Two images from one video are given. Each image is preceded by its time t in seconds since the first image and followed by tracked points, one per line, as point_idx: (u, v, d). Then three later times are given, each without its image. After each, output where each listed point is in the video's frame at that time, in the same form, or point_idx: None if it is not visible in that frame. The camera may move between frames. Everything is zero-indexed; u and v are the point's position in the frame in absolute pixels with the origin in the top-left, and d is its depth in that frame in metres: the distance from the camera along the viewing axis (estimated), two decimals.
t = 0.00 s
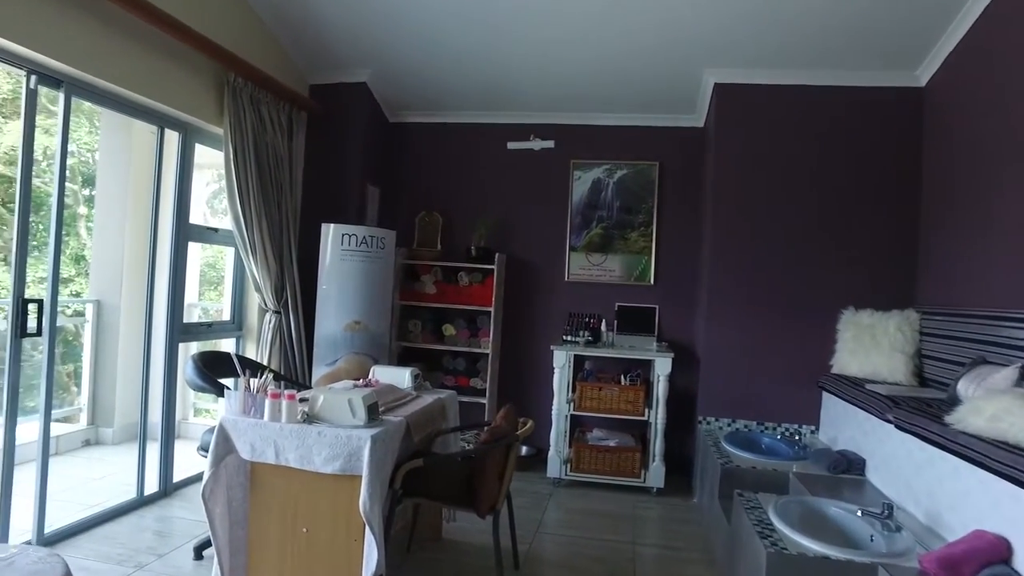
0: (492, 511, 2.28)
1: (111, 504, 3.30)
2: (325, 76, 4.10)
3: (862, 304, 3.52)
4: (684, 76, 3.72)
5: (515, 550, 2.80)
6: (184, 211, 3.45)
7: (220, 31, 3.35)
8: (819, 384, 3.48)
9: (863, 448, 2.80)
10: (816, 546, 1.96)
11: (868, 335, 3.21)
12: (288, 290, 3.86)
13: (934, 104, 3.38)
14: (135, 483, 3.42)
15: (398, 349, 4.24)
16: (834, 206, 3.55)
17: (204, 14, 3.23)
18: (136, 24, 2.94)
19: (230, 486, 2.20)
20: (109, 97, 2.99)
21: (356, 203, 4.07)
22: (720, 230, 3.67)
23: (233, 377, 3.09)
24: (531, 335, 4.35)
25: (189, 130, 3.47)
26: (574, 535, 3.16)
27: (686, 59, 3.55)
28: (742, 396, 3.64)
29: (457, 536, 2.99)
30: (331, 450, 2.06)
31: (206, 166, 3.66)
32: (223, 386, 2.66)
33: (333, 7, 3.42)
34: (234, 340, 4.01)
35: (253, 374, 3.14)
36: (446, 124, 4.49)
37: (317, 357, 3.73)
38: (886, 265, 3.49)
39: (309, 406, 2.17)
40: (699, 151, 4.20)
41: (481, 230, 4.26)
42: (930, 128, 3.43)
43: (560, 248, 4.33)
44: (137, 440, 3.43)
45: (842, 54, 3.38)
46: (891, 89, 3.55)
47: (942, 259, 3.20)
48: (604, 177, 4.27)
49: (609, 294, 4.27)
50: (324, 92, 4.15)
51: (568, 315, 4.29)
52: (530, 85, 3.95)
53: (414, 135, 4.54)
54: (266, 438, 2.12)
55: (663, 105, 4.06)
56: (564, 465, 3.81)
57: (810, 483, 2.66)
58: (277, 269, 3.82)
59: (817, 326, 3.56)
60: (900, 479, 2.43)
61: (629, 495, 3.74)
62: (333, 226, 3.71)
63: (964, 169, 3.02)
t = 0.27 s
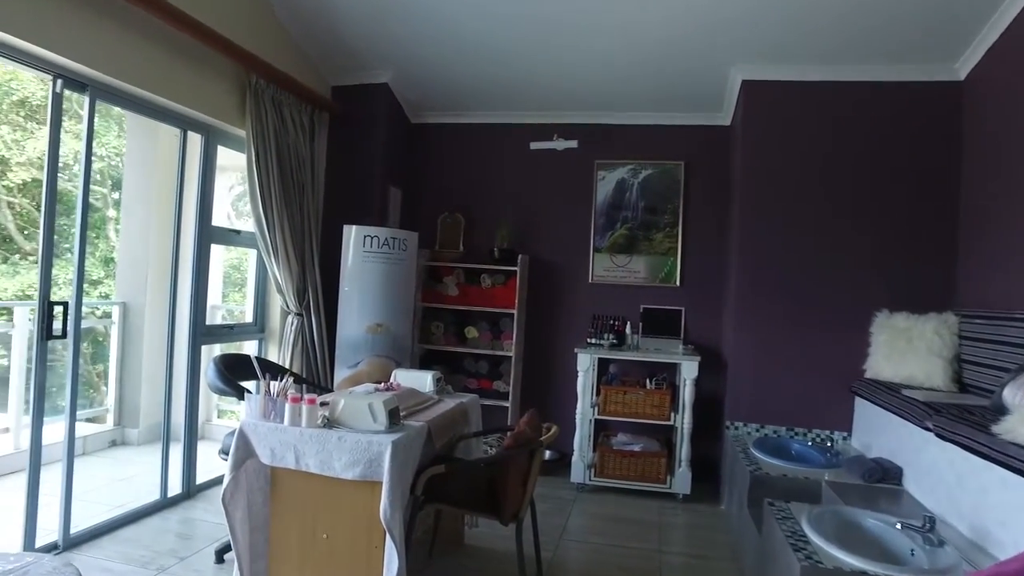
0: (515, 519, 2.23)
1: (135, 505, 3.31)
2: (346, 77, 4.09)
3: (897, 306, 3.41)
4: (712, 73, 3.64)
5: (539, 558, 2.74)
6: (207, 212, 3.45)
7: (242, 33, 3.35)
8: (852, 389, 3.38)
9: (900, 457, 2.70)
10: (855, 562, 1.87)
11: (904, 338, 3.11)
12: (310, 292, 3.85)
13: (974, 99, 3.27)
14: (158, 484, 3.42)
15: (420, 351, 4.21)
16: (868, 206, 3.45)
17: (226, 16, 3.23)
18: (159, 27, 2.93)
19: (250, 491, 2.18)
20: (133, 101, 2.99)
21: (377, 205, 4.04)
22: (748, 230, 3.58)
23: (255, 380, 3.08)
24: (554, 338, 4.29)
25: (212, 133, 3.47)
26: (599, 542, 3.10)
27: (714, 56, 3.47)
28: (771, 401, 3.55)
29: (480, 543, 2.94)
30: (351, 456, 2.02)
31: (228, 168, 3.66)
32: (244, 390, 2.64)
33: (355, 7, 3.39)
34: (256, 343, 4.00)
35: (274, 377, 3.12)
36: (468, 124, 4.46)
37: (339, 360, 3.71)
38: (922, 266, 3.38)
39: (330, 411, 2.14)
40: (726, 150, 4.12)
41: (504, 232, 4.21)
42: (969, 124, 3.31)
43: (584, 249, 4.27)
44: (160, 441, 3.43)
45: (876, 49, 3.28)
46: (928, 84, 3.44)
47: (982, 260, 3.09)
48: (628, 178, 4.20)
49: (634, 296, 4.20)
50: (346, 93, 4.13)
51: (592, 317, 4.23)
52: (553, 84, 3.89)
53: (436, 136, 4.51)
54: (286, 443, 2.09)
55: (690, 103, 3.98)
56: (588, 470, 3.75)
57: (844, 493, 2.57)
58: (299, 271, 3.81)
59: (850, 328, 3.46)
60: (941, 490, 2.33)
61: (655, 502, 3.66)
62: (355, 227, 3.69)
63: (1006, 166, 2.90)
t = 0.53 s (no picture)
0: (541, 527, 2.17)
1: (160, 507, 3.31)
2: (370, 78, 4.06)
3: (937, 308, 3.29)
4: (741, 69, 3.55)
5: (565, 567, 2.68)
6: (230, 214, 3.45)
7: (265, 34, 3.33)
8: (889, 395, 3.26)
9: (942, 466, 2.59)
10: None
11: (944, 343, 2.99)
12: (333, 295, 3.83)
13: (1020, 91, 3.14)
14: (182, 486, 3.42)
15: (444, 354, 4.17)
16: (905, 205, 3.33)
17: (248, 17, 3.21)
18: (182, 29, 2.93)
19: (271, 496, 2.15)
20: (156, 103, 2.98)
21: (401, 206, 4.01)
22: (779, 231, 3.48)
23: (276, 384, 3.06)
24: (580, 340, 4.23)
25: (235, 135, 3.47)
26: (626, 550, 3.03)
27: (744, 52, 3.38)
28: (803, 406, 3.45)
29: (504, 550, 2.89)
30: (372, 462, 1.98)
31: (253, 170, 3.65)
32: (265, 393, 2.61)
33: (378, 7, 3.36)
34: (280, 345, 3.99)
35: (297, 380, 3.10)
36: (492, 125, 4.41)
37: (362, 362, 3.69)
38: (962, 268, 3.26)
39: (350, 415, 2.10)
40: (756, 149, 4.02)
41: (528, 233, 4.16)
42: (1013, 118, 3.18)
43: (610, 250, 4.19)
44: (184, 442, 3.44)
45: (914, 42, 3.17)
46: (969, 78, 3.31)
47: None
48: (655, 177, 4.12)
49: (661, 299, 4.11)
50: (370, 94, 4.11)
51: (618, 319, 4.15)
52: (578, 82, 3.83)
53: (460, 137, 4.47)
54: (306, 448, 2.06)
55: (719, 100, 3.89)
56: (614, 475, 3.68)
57: (882, 503, 2.47)
58: (323, 273, 3.80)
59: (887, 332, 3.34)
60: (987, 502, 2.23)
61: (683, 509, 3.58)
62: (378, 229, 3.66)
63: None
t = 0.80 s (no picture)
0: (566, 535, 2.13)
1: (185, 508, 3.30)
2: (394, 78, 4.03)
3: (980, 311, 3.15)
4: (773, 65, 3.44)
5: None
6: (253, 215, 3.45)
7: (287, 34, 3.31)
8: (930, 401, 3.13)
9: (988, 477, 2.46)
10: None
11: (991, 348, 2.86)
12: (357, 297, 3.80)
13: None
14: (206, 488, 3.42)
15: (468, 356, 4.12)
16: (946, 203, 3.20)
17: (270, 17, 3.19)
18: (205, 31, 2.91)
19: (291, 501, 2.12)
20: (180, 105, 2.98)
21: (425, 207, 3.97)
22: (812, 231, 3.37)
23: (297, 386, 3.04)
24: (606, 343, 4.15)
25: (259, 136, 3.46)
26: (653, 559, 2.95)
27: (775, 46, 3.28)
28: (838, 412, 3.33)
29: (530, 557, 2.83)
30: (392, 468, 1.93)
31: (278, 172, 3.64)
32: (287, 396, 2.58)
33: (401, 5, 3.32)
34: (304, 347, 3.97)
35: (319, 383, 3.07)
36: (517, 124, 4.35)
37: (385, 365, 3.65)
38: (1008, 268, 3.11)
39: (371, 420, 2.06)
40: (789, 146, 3.91)
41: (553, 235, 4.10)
42: None
43: (638, 251, 4.11)
44: (208, 443, 3.44)
45: (955, 33, 3.04)
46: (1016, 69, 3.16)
47: None
48: (684, 177, 4.03)
49: (690, 301, 4.02)
50: (394, 95, 4.08)
51: (645, 322, 4.07)
52: (604, 80, 3.75)
53: (484, 137, 4.42)
54: (326, 453, 2.02)
55: (750, 97, 3.79)
56: (642, 481, 3.60)
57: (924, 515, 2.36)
58: (347, 275, 3.77)
59: (926, 335, 3.21)
60: None
61: (712, 517, 3.48)
62: (402, 231, 3.63)
63: None
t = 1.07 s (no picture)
0: (592, 544, 2.05)
1: (210, 509, 3.30)
2: (418, 79, 4.01)
3: None
4: (805, 59, 3.35)
5: None
6: (278, 217, 3.43)
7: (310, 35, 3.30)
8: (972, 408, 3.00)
9: None
10: None
11: None
12: (381, 298, 3.78)
13: None
14: (231, 489, 3.41)
15: (493, 359, 4.08)
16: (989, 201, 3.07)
17: (293, 18, 3.18)
18: (228, 32, 2.91)
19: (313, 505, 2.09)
20: (205, 108, 2.98)
21: (449, 207, 3.94)
22: (847, 231, 3.27)
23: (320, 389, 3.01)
24: (633, 345, 4.08)
25: (283, 138, 3.45)
26: (682, 568, 2.87)
27: (807, 40, 3.19)
28: (874, 417, 3.22)
29: (555, 564, 2.78)
30: (415, 473, 1.89)
31: (303, 173, 3.64)
32: (308, 399, 2.56)
33: (424, 3, 3.29)
34: (329, 349, 3.96)
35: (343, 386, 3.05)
36: (542, 124, 4.30)
37: (409, 367, 3.62)
38: None
39: (393, 424, 2.02)
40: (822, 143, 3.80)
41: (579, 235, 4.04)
42: None
43: (665, 252, 4.03)
44: (232, 444, 3.43)
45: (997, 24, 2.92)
46: None
47: None
48: (712, 175, 3.94)
49: (719, 302, 3.93)
50: (418, 94, 4.05)
51: (673, 324, 3.99)
52: (630, 78, 3.69)
53: (509, 137, 4.38)
54: (348, 457, 1.99)
55: (781, 93, 3.69)
56: (670, 487, 3.52)
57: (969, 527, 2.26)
58: (370, 276, 3.75)
59: (968, 338, 3.09)
60: None
61: (743, 524, 3.39)
62: (426, 231, 3.60)
63: None
